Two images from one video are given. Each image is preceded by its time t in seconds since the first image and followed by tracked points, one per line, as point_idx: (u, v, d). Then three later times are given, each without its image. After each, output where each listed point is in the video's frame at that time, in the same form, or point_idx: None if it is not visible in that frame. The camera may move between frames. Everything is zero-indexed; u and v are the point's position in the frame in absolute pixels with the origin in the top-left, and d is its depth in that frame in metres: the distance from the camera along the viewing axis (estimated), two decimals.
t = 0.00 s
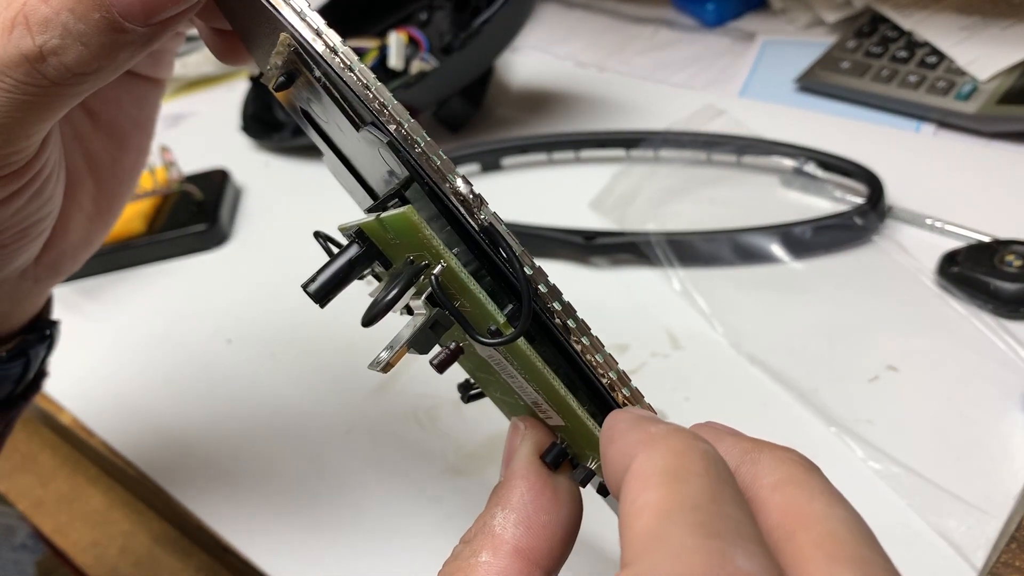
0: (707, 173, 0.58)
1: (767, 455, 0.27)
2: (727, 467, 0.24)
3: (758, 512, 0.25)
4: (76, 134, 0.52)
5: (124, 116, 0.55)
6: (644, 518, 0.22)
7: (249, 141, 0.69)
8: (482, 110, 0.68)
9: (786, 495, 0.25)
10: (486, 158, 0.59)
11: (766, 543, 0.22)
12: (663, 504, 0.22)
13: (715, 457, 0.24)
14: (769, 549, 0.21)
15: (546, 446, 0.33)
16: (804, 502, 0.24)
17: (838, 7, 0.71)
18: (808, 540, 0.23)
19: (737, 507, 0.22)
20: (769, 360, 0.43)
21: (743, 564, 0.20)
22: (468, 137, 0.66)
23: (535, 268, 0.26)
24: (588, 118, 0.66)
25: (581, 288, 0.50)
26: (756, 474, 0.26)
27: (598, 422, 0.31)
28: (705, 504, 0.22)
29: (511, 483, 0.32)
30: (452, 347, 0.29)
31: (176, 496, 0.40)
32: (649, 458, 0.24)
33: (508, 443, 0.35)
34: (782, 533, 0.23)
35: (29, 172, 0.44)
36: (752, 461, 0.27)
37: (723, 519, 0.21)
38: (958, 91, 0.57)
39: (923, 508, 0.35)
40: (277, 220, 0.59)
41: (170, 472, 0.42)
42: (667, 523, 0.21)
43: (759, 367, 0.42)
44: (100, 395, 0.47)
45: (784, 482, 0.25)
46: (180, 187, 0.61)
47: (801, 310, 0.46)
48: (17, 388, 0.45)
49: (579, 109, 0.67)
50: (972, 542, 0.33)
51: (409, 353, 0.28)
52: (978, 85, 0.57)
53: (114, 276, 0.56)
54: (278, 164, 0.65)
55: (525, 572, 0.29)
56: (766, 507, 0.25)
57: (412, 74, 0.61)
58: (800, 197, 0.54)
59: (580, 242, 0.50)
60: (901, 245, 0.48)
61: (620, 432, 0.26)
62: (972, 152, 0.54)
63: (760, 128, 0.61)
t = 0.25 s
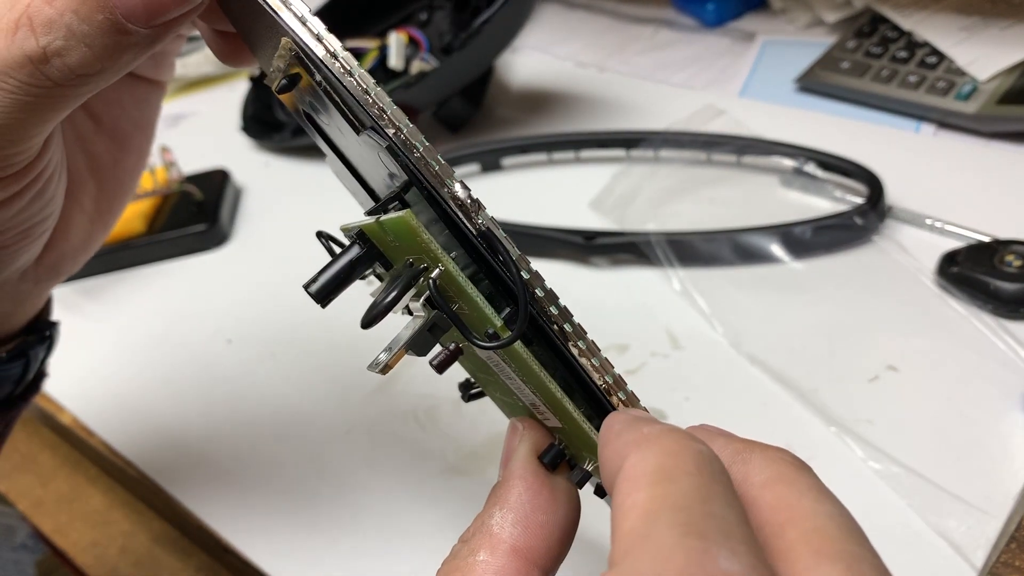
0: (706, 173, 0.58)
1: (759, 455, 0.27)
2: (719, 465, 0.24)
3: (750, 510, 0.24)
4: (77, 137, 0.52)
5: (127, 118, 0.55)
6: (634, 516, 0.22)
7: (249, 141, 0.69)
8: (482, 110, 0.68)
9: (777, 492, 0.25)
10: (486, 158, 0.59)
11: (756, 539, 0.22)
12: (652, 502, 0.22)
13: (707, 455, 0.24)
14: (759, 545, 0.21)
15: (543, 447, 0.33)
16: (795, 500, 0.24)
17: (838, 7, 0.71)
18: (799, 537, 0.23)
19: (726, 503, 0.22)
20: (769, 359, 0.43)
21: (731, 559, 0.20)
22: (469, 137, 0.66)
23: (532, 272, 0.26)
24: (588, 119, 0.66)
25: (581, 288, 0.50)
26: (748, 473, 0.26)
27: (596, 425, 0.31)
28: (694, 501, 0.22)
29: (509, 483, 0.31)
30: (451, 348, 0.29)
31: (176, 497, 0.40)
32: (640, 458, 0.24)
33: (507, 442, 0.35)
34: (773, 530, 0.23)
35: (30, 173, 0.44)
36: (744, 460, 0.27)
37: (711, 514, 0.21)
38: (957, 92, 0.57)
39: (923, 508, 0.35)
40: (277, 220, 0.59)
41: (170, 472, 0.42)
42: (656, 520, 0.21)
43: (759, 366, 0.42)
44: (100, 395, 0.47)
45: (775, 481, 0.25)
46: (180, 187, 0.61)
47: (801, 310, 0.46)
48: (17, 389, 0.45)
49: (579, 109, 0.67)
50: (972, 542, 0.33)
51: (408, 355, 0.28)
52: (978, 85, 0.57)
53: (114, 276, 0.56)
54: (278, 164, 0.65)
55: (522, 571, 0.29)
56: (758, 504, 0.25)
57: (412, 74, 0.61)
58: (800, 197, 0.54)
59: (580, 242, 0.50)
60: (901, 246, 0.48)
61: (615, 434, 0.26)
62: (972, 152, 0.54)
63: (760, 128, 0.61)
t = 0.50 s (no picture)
0: (706, 173, 0.58)
1: (760, 456, 0.27)
2: (724, 466, 0.24)
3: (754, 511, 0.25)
4: (77, 134, 0.52)
5: (125, 115, 0.55)
6: (642, 516, 0.22)
7: (249, 141, 0.69)
8: (483, 110, 0.68)
9: (780, 493, 0.25)
10: (486, 158, 0.59)
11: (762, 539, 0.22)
12: (661, 503, 0.22)
13: (713, 456, 0.24)
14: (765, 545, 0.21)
15: (544, 447, 0.33)
16: (798, 500, 0.24)
17: (838, 7, 0.71)
18: (802, 536, 0.23)
19: (733, 503, 0.22)
20: (769, 359, 0.43)
21: (740, 558, 0.20)
22: (469, 138, 0.66)
23: (536, 275, 0.26)
24: (588, 119, 0.66)
25: (581, 288, 0.50)
26: (750, 473, 0.26)
27: (598, 427, 0.30)
28: (701, 502, 0.22)
29: (510, 482, 0.31)
30: (453, 349, 0.29)
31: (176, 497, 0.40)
32: (647, 459, 0.24)
33: (507, 441, 0.35)
34: (777, 530, 0.24)
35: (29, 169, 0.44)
36: (746, 461, 0.27)
37: (719, 515, 0.21)
38: (957, 92, 0.57)
39: (923, 508, 0.35)
40: (277, 220, 0.59)
41: (170, 472, 0.42)
42: (664, 520, 0.21)
43: (759, 366, 0.42)
44: (100, 395, 0.47)
45: (778, 481, 0.25)
46: (180, 187, 0.61)
47: (801, 310, 0.46)
48: (11, 382, 0.45)
49: (579, 109, 0.67)
50: (972, 542, 0.33)
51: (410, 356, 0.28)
52: (978, 86, 0.57)
53: (114, 276, 0.56)
54: (279, 164, 0.65)
55: (524, 571, 0.29)
56: (762, 505, 0.25)
57: (412, 74, 0.61)
58: (800, 197, 0.54)
59: (580, 242, 0.50)
60: (900, 245, 0.48)
61: (620, 434, 0.26)
62: (972, 152, 0.54)
63: (760, 128, 0.61)
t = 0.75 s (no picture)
0: (705, 173, 0.58)
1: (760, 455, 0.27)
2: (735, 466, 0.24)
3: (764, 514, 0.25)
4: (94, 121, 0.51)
5: (142, 104, 0.54)
6: (663, 516, 0.22)
7: (250, 141, 0.69)
8: (483, 110, 0.68)
9: (787, 493, 0.25)
10: (486, 158, 0.59)
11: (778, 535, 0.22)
12: (679, 502, 0.22)
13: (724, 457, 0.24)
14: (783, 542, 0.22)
15: (541, 450, 0.33)
16: (804, 500, 0.24)
17: (837, 7, 0.71)
18: (814, 536, 0.23)
19: (749, 501, 0.22)
20: (769, 359, 0.43)
21: (765, 552, 0.20)
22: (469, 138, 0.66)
23: (558, 276, 0.26)
24: (588, 119, 0.66)
25: (580, 288, 0.50)
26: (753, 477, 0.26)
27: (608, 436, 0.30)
28: (720, 500, 0.22)
29: (507, 483, 0.32)
30: (457, 348, 0.29)
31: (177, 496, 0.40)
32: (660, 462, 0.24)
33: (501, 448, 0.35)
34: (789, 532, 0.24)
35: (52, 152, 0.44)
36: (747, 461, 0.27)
37: (739, 510, 0.22)
38: (957, 92, 0.57)
39: (923, 508, 0.35)
40: (277, 220, 0.59)
41: (171, 472, 0.42)
42: (687, 518, 0.21)
43: (759, 366, 0.42)
44: (101, 395, 0.47)
45: (782, 480, 0.25)
46: (180, 187, 0.61)
47: (801, 309, 0.46)
48: (15, 373, 0.45)
49: (579, 109, 0.67)
50: (972, 542, 0.33)
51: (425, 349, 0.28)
52: (977, 86, 0.57)
53: (114, 276, 0.56)
54: (279, 165, 0.65)
55: (520, 570, 0.29)
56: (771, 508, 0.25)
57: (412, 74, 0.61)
58: (800, 197, 0.54)
59: (580, 242, 0.50)
60: (900, 245, 0.49)
61: (630, 437, 0.26)
62: (971, 152, 0.54)
63: (760, 128, 0.61)
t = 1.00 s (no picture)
0: (705, 174, 0.58)
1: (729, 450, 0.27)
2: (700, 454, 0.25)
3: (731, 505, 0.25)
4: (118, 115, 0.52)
5: (165, 100, 0.55)
6: (625, 498, 0.23)
7: (250, 141, 0.69)
8: (483, 110, 0.68)
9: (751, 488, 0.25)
10: (486, 159, 0.59)
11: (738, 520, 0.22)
12: (641, 484, 0.23)
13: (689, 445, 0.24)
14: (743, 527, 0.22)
15: (530, 452, 0.33)
16: (773, 493, 0.25)
17: (837, 8, 0.71)
18: (778, 528, 0.24)
19: (709, 485, 0.23)
20: (769, 359, 0.43)
21: (717, 529, 0.21)
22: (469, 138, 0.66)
23: (555, 288, 0.26)
24: (588, 119, 0.66)
25: (581, 288, 0.50)
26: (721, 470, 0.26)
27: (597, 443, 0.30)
28: (681, 481, 0.22)
29: (497, 483, 0.31)
30: (457, 347, 0.29)
31: (178, 496, 0.40)
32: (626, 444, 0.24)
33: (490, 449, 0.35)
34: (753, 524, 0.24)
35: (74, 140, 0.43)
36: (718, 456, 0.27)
37: (700, 494, 0.22)
38: (956, 92, 0.57)
39: (923, 508, 0.35)
40: (278, 220, 0.59)
41: (174, 471, 0.42)
42: (645, 501, 0.22)
43: (759, 366, 0.42)
44: (102, 395, 0.47)
45: (751, 473, 0.26)
46: (181, 187, 0.61)
47: (801, 309, 0.46)
48: (29, 368, 0.45)
49: (579, 110, 0.67)
50: (971, 542, 0.33)
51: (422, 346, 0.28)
52: (977, 86, 0.57)
53: (115, 276, 0.56)
54: (279, 165, 0.65)
55: (511, 569, 0.29)
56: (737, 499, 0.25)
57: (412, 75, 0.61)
58: (800, 197, 0.54)
59: (580, 242, 0.50)
60: (900, 245, 0.49)
61: (595, 432, 0.26)
62: (971, 152, 0.54)
63: (760, 128, 0.61)
